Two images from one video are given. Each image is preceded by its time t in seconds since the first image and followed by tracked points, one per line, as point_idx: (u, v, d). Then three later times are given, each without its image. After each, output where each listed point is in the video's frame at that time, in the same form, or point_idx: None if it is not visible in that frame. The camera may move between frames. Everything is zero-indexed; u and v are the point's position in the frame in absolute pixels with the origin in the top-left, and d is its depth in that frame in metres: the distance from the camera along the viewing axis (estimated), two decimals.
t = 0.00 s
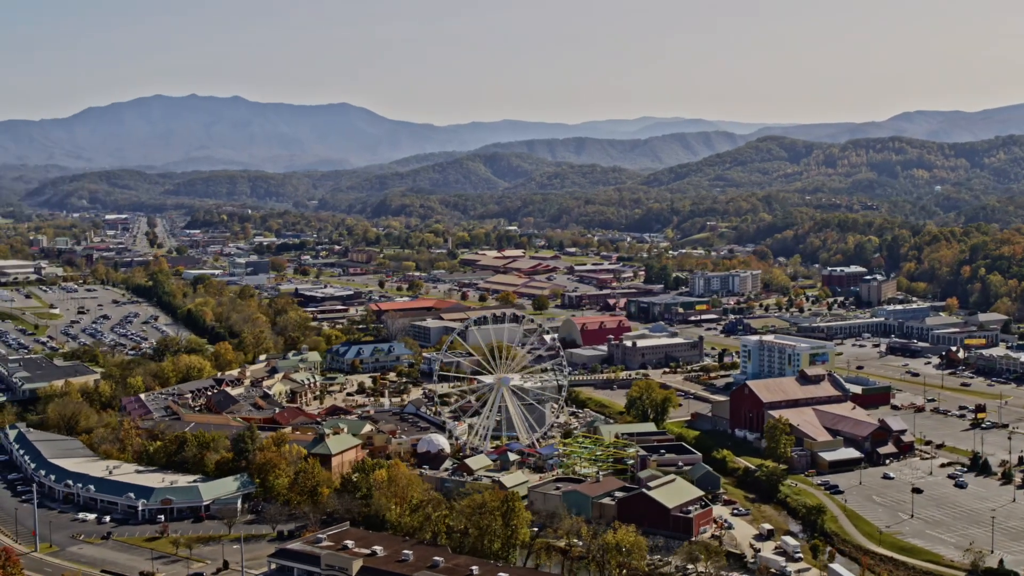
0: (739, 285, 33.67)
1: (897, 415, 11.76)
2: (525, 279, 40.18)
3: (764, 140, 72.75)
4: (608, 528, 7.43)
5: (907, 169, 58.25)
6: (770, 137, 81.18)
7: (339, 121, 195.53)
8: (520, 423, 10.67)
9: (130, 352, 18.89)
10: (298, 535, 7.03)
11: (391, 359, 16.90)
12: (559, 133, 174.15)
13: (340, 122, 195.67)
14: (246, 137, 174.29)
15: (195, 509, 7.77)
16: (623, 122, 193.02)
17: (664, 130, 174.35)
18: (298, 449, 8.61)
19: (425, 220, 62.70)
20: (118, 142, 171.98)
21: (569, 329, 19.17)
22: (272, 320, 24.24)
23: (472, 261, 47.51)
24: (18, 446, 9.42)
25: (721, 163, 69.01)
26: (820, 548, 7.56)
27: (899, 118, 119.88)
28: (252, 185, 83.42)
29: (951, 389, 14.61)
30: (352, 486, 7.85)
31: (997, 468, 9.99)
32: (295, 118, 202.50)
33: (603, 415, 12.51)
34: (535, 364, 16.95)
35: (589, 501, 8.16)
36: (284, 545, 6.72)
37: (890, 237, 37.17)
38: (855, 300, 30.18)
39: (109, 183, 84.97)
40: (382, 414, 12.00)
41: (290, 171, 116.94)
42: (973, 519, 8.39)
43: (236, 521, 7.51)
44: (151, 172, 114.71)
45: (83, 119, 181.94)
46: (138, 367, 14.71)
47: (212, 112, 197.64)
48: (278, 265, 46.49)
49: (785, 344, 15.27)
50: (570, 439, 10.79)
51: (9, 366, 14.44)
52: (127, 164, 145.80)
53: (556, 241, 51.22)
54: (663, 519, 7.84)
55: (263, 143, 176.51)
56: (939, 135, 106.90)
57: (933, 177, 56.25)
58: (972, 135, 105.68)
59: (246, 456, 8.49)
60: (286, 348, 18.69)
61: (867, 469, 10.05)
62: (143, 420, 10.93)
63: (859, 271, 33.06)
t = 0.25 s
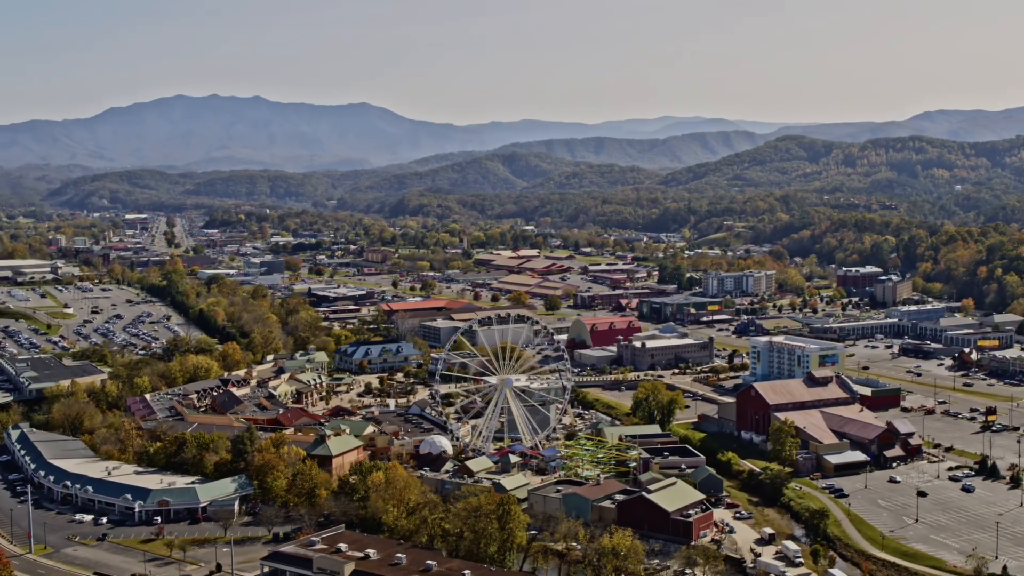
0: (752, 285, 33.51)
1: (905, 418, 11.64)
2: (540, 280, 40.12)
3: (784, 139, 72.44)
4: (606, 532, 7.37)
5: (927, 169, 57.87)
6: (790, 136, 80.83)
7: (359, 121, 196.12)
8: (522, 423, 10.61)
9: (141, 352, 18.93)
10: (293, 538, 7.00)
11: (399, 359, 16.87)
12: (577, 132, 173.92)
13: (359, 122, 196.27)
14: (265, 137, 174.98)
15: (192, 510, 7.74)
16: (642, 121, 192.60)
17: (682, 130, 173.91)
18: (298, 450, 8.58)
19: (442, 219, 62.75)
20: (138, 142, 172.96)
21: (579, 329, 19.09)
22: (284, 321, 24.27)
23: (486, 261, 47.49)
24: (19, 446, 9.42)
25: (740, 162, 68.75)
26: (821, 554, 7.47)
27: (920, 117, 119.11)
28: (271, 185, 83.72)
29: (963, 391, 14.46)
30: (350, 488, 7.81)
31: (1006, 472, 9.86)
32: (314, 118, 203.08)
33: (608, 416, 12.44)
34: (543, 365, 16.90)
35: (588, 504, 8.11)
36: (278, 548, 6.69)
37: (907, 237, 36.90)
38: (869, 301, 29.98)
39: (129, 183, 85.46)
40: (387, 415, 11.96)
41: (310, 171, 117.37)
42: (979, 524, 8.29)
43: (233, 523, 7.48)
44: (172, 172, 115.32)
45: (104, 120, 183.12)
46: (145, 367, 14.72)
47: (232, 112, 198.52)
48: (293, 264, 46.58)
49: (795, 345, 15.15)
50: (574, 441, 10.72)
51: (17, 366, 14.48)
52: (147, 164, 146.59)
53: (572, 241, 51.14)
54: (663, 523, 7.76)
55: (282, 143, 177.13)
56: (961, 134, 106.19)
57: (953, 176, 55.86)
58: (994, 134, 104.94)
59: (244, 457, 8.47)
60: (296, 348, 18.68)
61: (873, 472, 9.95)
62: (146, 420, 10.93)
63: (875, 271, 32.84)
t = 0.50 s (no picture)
0: (766, 286, 33.32)
1: (914, 420, 11.51)
2: (554, 279, 40.01)
3: (803, 138, 72.12)
4: (603, 535, 7.30)
5: (947, 168, 57.49)
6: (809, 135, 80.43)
7: (378, 120, 196.50)
8: (526, 425, 10.54)
9: (151, 352, 18.97)
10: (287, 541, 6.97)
11: (407, 360, 16.83)
12: (595, 131, 173.61)
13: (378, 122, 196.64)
14: (283, 138, 175.53)
15: (189, 512, 7.71)
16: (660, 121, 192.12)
17: (700, 129, 173.38)
18: (296, 451, 8.54)
19: (459, 219, 62.79)
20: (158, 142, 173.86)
21: (588, 329, 19.00)
22: (296, 320, 24.28)
23: (501, 261, 47.43)
24: (21, 446, 9.43)
25: (759, 161, 68.49)
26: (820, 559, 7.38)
27: (942, 116, 118.33)
28: (290, 185, 83.97)
29: (973, 393, 14.31)
30: (347, 490, 7.76)
31: (1015, 475, 9.72)
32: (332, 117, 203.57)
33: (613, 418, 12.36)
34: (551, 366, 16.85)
35: (588, 507, 8.05)
36: (271, 551, 6.65)
37: (924, 237, 36.62)
38: (884, 301, 29.75)
39: (149, 182, 85.88)
40: (390, 416, 11.91)
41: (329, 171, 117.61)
42: (984, 528, 8.16)
43: (229, 525, 7.45)
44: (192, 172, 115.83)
45: (125, 120, 184.14)
46: (152, 367, 14.74)
47: (252, 112, 199.27)
48: (307, 264, 46.63)
49: (805, 346, 15.02)
50: (577, 442, 10.63)
51: (25, 366, 14.52)
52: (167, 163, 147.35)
53: (587, 241, 51.02)
54: (662, 526, 7.68)
55: (300, 144, 177.66)
56: (983, 133, 105.47)
57: (974, 176, 55.46)
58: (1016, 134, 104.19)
59: (242, 457, 8.42)
60: (305, 348, 18.68)
61: (880, 475, 9.84)
62: (149, 421, 10.89)
63: (890, 271, 32.59)
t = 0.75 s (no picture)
0: (778, 286, 33.15)
1: (921, 422, 11.39)
2: (566, 279, 39.94)
3: (820, 138, 71.80)
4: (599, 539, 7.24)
5: (966, 167, 57.12)
6: (827, 134, 80.05)
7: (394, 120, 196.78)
8: (527, 426, 10.44)
9: (159, 352, 19.00)
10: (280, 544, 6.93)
11: (413, 360, 16.78)
12: (611, 131, 173.35)
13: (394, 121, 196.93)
14: (299, 138, 176.02)
15: (183, 514, 7.68)
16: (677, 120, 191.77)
17: (717, 129, 172.92)
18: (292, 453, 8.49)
19: (474, 218, 62.80)
20: (176, 142, 174.75)
21: (596, 330, 18.91)
22: (306, 319, 24.29)
23: (513, 261, 47.37)
24: (20, 447, 9.42)
25: (776, 161, 68.24)
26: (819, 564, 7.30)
27: (961, 115, 117.58)
28: (307, 184, 84.18)
29: (983, 395, 14.17)
30: (342, 492, 7.71)
31: (1021, 479, 9.60)
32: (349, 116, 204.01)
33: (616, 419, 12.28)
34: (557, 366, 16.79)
35: (586, 509, 7.97)
36: (262, 554, 6.62)
37: (939, 237, 36.36)
38: (897, 301, 29.55)
39: (167, 182, 86.28)
40: (392, 416, 11.83)
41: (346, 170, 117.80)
42: (987, 533, 8.06)
43: (223, 527, 7.41)
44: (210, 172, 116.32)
45: (143, 120, 185.11)
46: (157, 367, 14.74)
47: (269, 111, 199.96)
48: (319, 264, 46.67)
49: (812, 347, 14.91)
50: (578, 444, 10.56)
51: (30, 366, 14.55)
52: (183, 164, 148.04)
53: (601, 241, 50.92)
54: (659, 530, 7.61)
55: (316, 144, 178.15)
56: (1003, 133, 104.79)
57: (993, 175, 55.09)
58: None
59: (238, 458, 8.38)
60: (312, 348, 18.65)
61: (884, 478, 9.73)
62: (149, 422, 10.86)
63: (903, 271, 32.37)
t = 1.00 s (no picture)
0: (789, 286, 32.98)
1: (927, 425, 11.27)
2: (577, 279, 39.83)
3: (837, 137, 71.45)
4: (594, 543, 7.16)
5: (984, 167, 56.74)
6: (844, 134, 79.64)
7: (410, 120, 197.04)
8: (527, 429, 10.36)
9: (166, 352, 19.04)
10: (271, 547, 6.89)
11: (419, 361, 16.72)
12: (627, 130, 173.03)
13: (410, 121, 197.19)
14: (316, 137, 176.48)
15: (177, 516, 7.64)
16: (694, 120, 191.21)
17: (733, 129, 172.37)
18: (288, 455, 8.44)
19: (489, 217, 62.78)
20: (193, 142, 175.56)
21: (603, 331, 18.82)
22: (316, 319, 24.29)
23: (525, 261, 47.29)
24: (19, 448, 9.42)
25: (792, 160, 67.97)
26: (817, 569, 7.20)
27: (980, 113, 116.80)
28: (324, 183, 84.34)
29: (991, 397, 14.01)
30: (336, 495, 7.66)
31: None
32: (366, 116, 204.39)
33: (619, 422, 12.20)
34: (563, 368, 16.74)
35: (583, 513, 7.92)
36: (252, 558, 6.58)
37: (954, 237, 36.09)
38: (909, 302, 29.33)
39: (185, 182, 86.64)
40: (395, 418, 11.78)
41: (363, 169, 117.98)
42: (990, 539, 7.94)
43: (217, 530, 7.37)
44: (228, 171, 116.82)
45: (161, 120, 186.01)
46: (162, 367, 14.76)
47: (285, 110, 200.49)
48: (331, 264, 46.69)
49: (819, 349, 14.77)
50: (579, 446, 10.47)
51: (34, 366, 14.57)
52: (201, 164, 148.70)
53: (614, 241, 50.80)
54: (657, 535, 7.52)
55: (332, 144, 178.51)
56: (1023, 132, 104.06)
57: (1011, 175, 54.69)
58: None
59: (234, 460, 8.33)
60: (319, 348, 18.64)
61: (888, 482, 9.61)
62: (149, 423, 10.84)
63: (917, 271, 32.14)
